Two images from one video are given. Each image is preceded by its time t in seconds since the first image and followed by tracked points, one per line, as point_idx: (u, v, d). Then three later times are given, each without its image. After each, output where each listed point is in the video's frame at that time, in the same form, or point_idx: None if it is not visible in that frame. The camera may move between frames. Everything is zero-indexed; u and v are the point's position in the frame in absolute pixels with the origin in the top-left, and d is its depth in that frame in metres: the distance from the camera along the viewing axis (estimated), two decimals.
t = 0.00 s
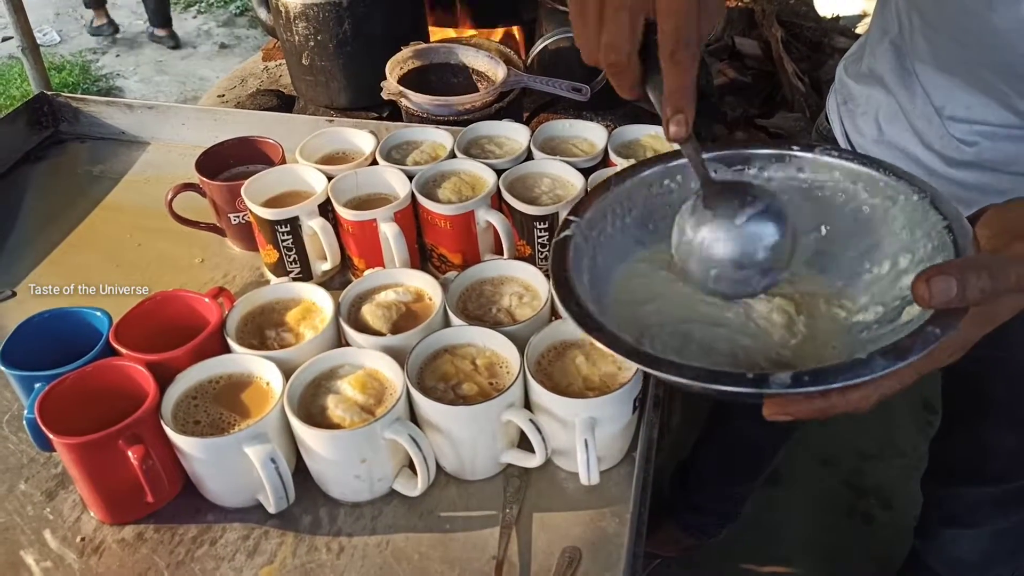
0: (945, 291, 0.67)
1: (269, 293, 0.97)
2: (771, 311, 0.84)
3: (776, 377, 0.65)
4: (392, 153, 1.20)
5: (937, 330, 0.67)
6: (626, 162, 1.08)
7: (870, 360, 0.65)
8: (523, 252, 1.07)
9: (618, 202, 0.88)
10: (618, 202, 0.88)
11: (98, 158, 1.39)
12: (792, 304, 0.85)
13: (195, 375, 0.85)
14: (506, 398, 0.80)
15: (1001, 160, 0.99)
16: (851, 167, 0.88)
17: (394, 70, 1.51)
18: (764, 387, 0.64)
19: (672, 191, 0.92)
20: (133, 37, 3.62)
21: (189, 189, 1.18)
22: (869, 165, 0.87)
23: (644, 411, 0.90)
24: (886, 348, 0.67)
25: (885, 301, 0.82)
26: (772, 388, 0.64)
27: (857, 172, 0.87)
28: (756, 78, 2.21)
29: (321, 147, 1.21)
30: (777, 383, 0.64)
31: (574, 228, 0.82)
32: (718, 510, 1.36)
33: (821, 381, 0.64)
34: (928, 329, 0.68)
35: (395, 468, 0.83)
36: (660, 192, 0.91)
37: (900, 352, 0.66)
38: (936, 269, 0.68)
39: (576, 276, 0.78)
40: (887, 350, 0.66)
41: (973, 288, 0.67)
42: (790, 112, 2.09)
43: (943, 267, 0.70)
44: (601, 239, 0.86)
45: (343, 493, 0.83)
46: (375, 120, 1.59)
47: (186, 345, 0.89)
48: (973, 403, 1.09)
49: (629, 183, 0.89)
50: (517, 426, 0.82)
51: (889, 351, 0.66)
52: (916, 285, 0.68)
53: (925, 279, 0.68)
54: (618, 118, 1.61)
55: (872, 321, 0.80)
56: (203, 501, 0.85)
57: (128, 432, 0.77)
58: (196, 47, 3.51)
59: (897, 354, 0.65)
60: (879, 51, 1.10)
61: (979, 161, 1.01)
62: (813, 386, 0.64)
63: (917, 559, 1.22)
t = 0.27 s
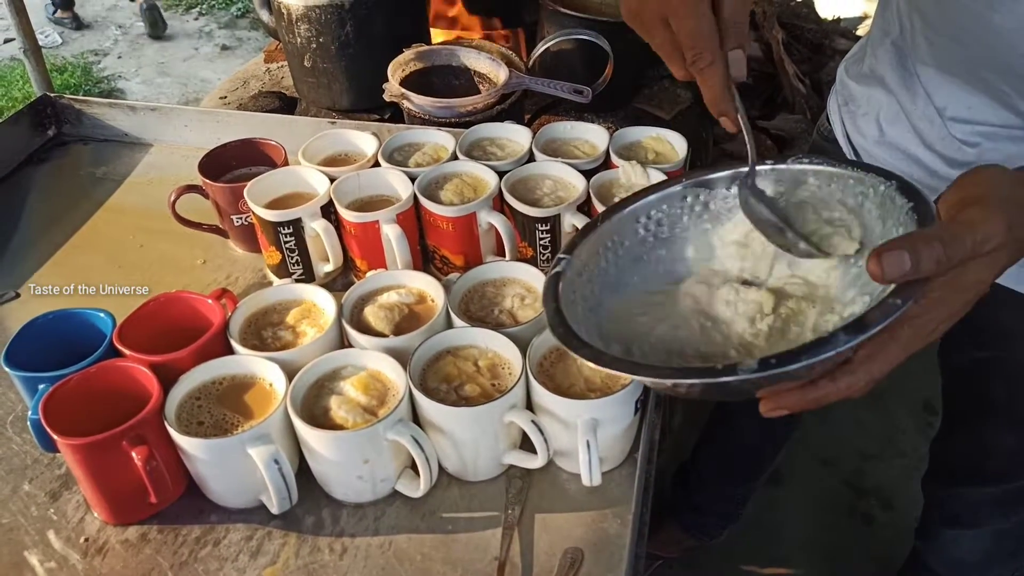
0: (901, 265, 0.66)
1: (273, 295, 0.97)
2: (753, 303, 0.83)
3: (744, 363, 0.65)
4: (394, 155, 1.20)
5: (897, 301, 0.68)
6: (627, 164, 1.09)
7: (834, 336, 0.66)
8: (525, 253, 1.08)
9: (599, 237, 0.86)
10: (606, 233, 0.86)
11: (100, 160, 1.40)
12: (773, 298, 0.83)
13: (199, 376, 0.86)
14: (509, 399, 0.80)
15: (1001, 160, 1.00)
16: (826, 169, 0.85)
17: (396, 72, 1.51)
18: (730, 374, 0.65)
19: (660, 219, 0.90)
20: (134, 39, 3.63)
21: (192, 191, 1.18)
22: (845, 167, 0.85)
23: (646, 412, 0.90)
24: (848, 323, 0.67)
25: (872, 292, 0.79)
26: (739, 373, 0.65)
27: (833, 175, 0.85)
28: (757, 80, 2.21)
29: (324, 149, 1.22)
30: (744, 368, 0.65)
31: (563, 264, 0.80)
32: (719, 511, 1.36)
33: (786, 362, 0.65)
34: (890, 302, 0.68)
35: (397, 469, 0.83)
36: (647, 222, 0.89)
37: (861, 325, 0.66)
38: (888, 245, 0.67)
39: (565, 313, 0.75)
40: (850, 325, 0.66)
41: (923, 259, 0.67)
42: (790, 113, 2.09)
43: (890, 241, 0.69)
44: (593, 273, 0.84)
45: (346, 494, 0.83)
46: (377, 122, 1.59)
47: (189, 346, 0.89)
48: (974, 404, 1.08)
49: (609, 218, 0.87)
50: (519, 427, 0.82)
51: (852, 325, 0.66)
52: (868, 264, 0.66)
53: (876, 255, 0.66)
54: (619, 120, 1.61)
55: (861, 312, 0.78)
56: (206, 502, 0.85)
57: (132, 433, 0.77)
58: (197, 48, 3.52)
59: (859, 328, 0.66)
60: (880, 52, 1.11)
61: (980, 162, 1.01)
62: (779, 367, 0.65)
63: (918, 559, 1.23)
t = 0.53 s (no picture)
0: (892, 250, 0.68)
1: (274, 299, 0.97)
2: (711, 281, 0.85)
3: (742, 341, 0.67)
4: (395, 158, 1.21)
5: (885, 287, 0.69)
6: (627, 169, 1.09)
7: (827, 318, 0.67)
8: (525, 257, 1.08)
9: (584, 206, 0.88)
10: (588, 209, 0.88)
11: (102, 163, 1.40)
12: (729, 277, 0.85)
13: (200, 379, 0.86)
14: (509, 402, 0.80)
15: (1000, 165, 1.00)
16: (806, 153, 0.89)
17: (397, 75, 1.52)
18: (729, 353, 0.66)
19: (639, 194, 0.93)
20: (134, 41, 3.63)
21: (193, 193, 1.19)
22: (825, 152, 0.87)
23: (646, 416, 0.90)
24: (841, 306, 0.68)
25: (843, 276, 0.82)
26: (737, 352, 0.66)
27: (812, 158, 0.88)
28: (756, 84, 2.21)
29: (325, 152, 1.22)
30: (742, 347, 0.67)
31: (549, 232, 0.82)
32: (719, 514, 1.37)
33: (783, 341, 0.66)
34: (879, 286, 0.70)
35: (398, 472, 0.83)
36: (627, 195, 0.92)
37: (854, 308, 0.67)
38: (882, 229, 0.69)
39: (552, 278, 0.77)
40: (842, 308, 0.68)
41: (913, 245, 0.69)
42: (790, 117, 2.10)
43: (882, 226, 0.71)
44: (576, 246, 0.86)
45: (347, 497, 0.83)
46: (378, 125, 1.60)
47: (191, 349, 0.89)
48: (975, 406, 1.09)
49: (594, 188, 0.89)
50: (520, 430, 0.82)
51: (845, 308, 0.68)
52: (861, 247, 0.68)
53: (869, 238, 0.69)
54: (619, 123, 1.62)
55: (833, 294, 0.80)
56: (207, 504, 0.85)
57: (134, 435, 0.77)
58: (197, 50, 3.52)
59: (852, 311, 0.67)
60: (878, 56, 1.11)
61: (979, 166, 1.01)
62: (775, 346, 0.66)
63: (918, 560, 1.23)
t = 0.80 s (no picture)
0: (936, 295, 0.70)
1: (272, 299, 0.97)
2: (737, 316, 0.87)
3: (790, 389, 0.66)
4: (394, 159, 1.21)
5: (929, 332, 0.70)
6: (626, 170, 1.09)
7: (874, 365, 0.67)
8: (524, 258, 1.08)
9: (602, 234, 0.87)
10: (603, 234, 0.87)
11: (100, 163, 1.40)
12: (754, 311, 0.87)
13: (199, 380, 0.86)
14: (508, 404, 0.81)
15: (1009, 167, 1.01)
16: (823, 184, 0.89)
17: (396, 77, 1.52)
18: (779, 401, 0.65)
19: (655, 218, 0.91)
20: (132, 42, 3.63)
21: (192, 194, 1.19)
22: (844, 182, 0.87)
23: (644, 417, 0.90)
24: (886, 353, 0.68)
25: (866, 310, 0.86)
26: (787, 400, 0.65)
27: (828, 188, 0.89)
28: (755, 86, 2.21)
29: (324, 153, 1.22)
30: (792, 396, 0.66)
31: (570, 263, 0.81)
32: (717, 516, 1.37)
33: (831, 391, 0.66)
34: (922, 332, 0.70)
35: (397, 473, 0.83)
36: (643, 219, 0.90)
37: (900, 356, 0.68)
38: (927, 275, 0.71)
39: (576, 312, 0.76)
40: (888, 354, 0.68)
41: (958, 291, 0.70)
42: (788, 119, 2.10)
43: (924, 271, 0.73)
44: (594, 271, 0.85)
45: (345, 498, 0.83)
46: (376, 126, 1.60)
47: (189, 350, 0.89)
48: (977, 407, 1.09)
49: (612, 214, 0.88)
50: (519, 432, 0.82)
51: (890, 355, 0.68)
52: (907, 292, 0.71)
53: (914, 282, 0.71)
54: (618, 125, 1.62)
55: (858, 328, 0.84)
56: (206, 505, 0.85)
57: (131, 437, 0.77)
58: (195, 51, 3.52)
59: (897, 358, 0.67)
60: (882, 61, 1.11)
61: (988, 169, 1.02)
62: (824, 396, 0.65)
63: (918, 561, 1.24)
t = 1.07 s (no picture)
0: (1013, 319, 0.67)
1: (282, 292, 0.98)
2: (795, 334, 0.86)
3: (868, 418, 0.65)
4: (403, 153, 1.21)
5: (1005, 355, 0.69)
6: (636, 165, 1.10)
7: (952, 393, 0.66)
8: (533, 253, 1.09)
9: (649, 245, 0.86)
10: (653, 246, 0.86)
11: (110, 157, 1.41)
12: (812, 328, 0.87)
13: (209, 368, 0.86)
14: (519, 397, 0.81)
15: None
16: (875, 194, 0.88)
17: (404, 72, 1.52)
18: (857, 431, 0.64)
19: (700, 229, 0.90)
20: (140, 38, 3.65)
21: (203, 188, 1.19)
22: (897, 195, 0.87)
23: (653, 412, 0.91)
24: (962, 379, 0.68)
25: (922, 325, 0.85)
26: (865, 430, 0.64)
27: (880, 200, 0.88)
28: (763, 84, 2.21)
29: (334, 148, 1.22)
30: (868, 424, 0.65)
31: (618, 280, 0.79)
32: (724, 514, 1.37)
33: (910, 420, 0.65)
34: (998, 355, 0.69)
35: (407, 464, 0.84)
36: (688, 231, 0.90)
37: (976, 382, 0.67)
38: (1008, 296, 0.69)
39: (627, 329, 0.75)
40: (965, 381, 0.67)
41: None
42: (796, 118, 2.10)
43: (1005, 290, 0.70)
44: (641, 286, 0.84)
45: (355, 489, 0.84)
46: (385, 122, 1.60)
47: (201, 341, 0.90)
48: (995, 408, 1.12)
49: (658, 226, 0.87)
50: (529, 424, 0.83)
51: (967, 382, 0.67)
52: (983, 312, 0.69)
53: (992, 305, 0.69)
54: (626, 122, 1.62)
55: (915, 343, 0.84)
56: (216, 495, 0.86)
57: (145, 426, 0.78)
58: (202, 47, 3.53)
59: (974, 384, 0.67)
60: (906, 62, 1.11)
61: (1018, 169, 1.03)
62: (902, 425, 0.64)
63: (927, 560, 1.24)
